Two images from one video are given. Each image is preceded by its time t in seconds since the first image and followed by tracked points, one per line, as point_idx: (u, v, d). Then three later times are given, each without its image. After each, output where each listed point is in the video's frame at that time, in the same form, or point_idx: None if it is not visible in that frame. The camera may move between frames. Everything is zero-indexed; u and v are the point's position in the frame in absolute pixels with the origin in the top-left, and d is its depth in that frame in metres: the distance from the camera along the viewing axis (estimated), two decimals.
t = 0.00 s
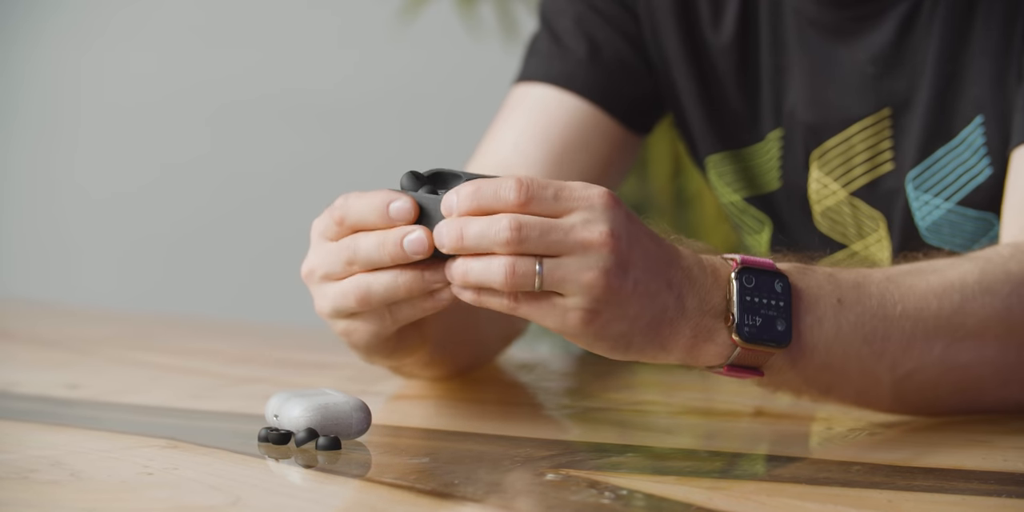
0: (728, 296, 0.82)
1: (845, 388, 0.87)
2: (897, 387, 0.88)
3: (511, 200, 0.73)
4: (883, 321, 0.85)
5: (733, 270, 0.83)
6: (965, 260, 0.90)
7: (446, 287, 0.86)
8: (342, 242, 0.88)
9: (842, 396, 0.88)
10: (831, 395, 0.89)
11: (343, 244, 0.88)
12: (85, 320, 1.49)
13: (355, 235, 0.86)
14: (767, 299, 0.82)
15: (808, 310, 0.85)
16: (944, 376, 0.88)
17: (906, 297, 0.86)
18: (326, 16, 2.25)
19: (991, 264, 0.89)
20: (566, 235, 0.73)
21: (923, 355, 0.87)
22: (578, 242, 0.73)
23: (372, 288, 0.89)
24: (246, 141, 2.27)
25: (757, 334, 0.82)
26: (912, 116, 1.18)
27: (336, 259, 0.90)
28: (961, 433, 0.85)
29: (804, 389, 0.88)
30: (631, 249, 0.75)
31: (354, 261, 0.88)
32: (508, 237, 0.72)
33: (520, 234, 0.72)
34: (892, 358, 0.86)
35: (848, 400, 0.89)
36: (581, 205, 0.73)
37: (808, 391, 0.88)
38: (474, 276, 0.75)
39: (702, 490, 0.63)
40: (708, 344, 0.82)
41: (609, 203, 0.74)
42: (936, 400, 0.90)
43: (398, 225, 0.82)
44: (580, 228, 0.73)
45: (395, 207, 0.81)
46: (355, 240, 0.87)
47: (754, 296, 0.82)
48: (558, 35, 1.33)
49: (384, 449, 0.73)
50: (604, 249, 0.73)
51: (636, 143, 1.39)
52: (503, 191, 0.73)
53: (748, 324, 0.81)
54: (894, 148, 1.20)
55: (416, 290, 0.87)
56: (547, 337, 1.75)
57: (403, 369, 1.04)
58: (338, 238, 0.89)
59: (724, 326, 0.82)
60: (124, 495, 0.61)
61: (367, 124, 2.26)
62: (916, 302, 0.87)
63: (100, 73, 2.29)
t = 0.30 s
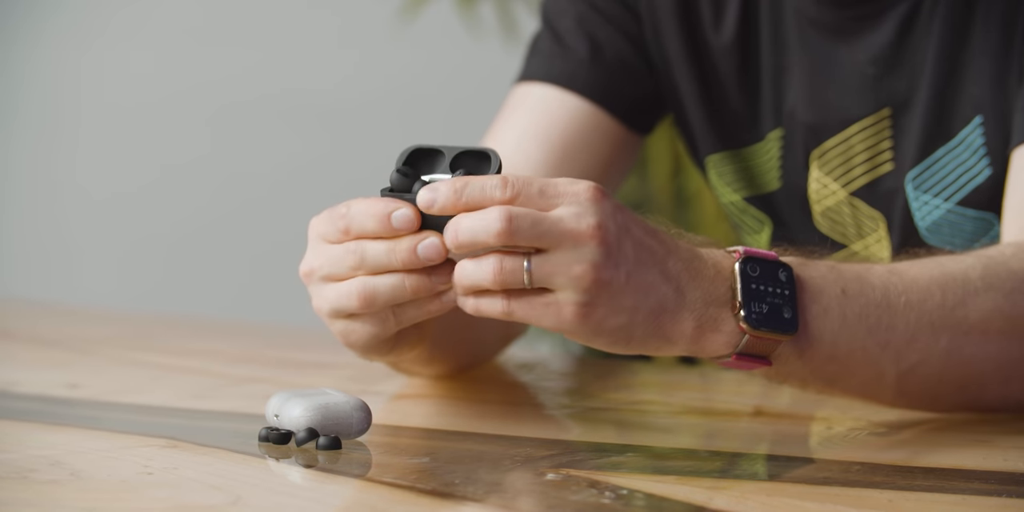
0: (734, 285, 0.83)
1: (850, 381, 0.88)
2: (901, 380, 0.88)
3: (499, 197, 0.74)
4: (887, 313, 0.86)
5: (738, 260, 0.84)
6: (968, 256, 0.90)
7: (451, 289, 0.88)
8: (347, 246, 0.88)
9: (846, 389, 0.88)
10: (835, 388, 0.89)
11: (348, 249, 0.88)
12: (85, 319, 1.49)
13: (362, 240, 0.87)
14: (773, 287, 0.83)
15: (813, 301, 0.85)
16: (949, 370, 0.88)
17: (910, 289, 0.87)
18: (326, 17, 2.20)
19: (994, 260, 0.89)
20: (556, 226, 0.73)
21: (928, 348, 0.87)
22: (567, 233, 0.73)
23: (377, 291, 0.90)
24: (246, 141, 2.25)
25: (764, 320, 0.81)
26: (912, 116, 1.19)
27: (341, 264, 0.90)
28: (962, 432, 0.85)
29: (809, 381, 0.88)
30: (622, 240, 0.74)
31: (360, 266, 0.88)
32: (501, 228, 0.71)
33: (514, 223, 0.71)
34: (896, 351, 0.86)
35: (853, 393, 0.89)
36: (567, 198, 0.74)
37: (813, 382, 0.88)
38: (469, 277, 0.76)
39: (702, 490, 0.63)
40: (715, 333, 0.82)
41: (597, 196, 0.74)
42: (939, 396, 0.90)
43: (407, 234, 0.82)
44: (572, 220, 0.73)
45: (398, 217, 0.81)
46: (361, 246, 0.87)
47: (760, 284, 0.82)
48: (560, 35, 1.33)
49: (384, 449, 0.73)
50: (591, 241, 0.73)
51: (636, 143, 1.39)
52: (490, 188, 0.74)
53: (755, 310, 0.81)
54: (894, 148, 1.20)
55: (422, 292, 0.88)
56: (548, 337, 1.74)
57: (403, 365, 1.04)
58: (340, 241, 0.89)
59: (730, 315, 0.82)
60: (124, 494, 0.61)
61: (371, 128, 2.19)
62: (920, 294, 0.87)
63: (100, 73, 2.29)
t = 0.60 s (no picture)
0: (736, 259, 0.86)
1: (860, 366, 0.87)
2: (907, 366, 0.88)
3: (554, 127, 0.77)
4: (885, 295, 0.87)
5: (725, 248, 0.86)
6: (959, 258, 0.92)
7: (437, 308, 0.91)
8: (343, 248, 0.91)
9: (856, 376, 0.88)
10: (846, 378, 0.88)
11: (344, 251, 0.90)
12: (85, 319, 1.49)
13: (358, 245, 0.89)
14: (766, 257, 0.85)
15: (812, 281, 0.87)
16: (954, 362, 0.88)
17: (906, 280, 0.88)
18: (326, 16, 2.20)
19: (987, 255, 0.91)
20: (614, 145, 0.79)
21: (932, 333, 0.87)
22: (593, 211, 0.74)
23: (364, 298, 0.92)
24: (246, 141, 2.24)
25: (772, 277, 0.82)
26: (912, 117, 1.18)
27: (337, 261, 0.92)
28: (962, 432, 0.85)
29: (822, 369, 0.87)
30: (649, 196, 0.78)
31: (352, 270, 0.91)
32: (575, 143, 0.74)
33: (585, 143, 0.74)
34: (902, 333, 0.86)
35: (862, 386, 0.88)
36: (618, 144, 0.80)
37: (825, 371, 0.87)
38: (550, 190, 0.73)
39: (702, 490, 0.63)
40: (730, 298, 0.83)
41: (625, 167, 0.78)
42: (942, 391, 0.90)
43: (398, 247, 0.84)
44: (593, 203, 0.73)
45: (395, 231, 0.83)
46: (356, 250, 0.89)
47: (753, 254, 0.85)
48: (562, 33, 1.33)
49: (384, 449, 0.73)
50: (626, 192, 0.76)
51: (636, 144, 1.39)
52: (546, 123, 0.77)
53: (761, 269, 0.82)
54: (893, 150, 1.20)
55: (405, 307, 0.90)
56: (548, 336, 1.75)
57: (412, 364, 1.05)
58: (340, 242, 0.91)
59: (737, 281, 0.84)
60: (124, 494, 0.61)
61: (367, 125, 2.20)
62: (915, 285, 0.88)
63: (99, 74, 2.29)
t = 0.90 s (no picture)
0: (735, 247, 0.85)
1: (859, 361, 0.88)
2: (910, 359, 0.88)
3: (520, 153, 0.73)
4: (890, 289, 0.86)
5: (732, 234, 0.85)
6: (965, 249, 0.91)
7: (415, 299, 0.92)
8: (327, 236, 0.93)
9: (854, 367, 0.88)
10: (845, 370, 0.89)
11: (329, 238, 0.92)
12: (85, 319, 1.49)
13: (343, 232, 0.91)
14: (773, 246, 0.84)
15: (818, 271, 0.86)
16: (956, 356, 0.88)
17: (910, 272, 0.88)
18: (326, 16, 2.20)
19: (992, 250, 0.90)
20: (584, 148, 0.74)
21: (934, 328, 0.87)
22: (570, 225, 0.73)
23: (344, 285, 0.93)
24: (246, 141, 2.24)
25: (776, 269, 0.82)
26: (914, 118, 1.18)
27: (322, 248, 0.93)
28: (962, 431, 0.85)
29: (822, 359, 0.88)
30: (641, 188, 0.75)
31: (335, 259, 0.92)
32: (535, 187, 0.72)
33: (546, 181, 0.72)
34: (904, 328, 0.86)
35: (863, 376, 0.89)
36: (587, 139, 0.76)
37: (824, 362, 0.88)
38: (512, 236, 0.73)
39: (702, 489, 0.63)
40: (729, 288, 0.82)
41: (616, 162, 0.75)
42: (943, 383, 0.90)
43: (376, 237, 0.87)
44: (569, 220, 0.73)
45: (377, 221, 0.85)
46: (339, 238, 0.91)
47: (760, 243, 0.84)
48: (563, 34, 1.33)
49: (384, 449, 0.73)
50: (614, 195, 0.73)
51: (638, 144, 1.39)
52: (514, 147, 0.73)
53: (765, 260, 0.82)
54: (895, 151, 1.20)
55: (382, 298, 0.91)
56: (548, 336, 1.75)
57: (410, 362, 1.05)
58: (326, 229, 0.93)
59: (741, 269, 0.83)
60: (124, 494, 0.61)
61: (368, 125, 2.20)
62: (922, 278, 0.88)
63: (99, 73, 2.29)
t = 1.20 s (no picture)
0: (755, 257, 0.80)
1: (860, 364, 0.88)
2: (911, 363, 0.88)
3: (533, 216, 0.69)
4: (898, 295, 0.85)
5: (756, 232, 0.82)
6: (978, 247, 0.89)
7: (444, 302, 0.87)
8: (364, 230, 0.90)
9: (855, 370, 0.89)
10: (844, 371, 0.89)
11: (365, 232, 0.90)
12: (84, 318, 1.49)
13: (379, 228, 0.89)
14: (791, 262, 0.81)
15: (830, 278, 0.85)
16: (957, 359, 0.89)
17: (922, 275, 0.86)
18: (326, 16, 2.20)
19: (1004, 253, 0.88)
20: (583, 166, 0.72)
21: (938, 334, 0.87)
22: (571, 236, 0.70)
23: (375, 282, 0.91)
24: (245, 140, 2.24)
25: (783, 293, 0.80)
26: (913, 117, 1.18)
27: (354, 241, 0.92)
28: (960, 430, 0.85)
29: (820, 361, 0.88)
30: (656, 214, 0.71)
31: (370, 254, 0.90)
32: (558, 251, 0.69)
33: (569, 245, 0.69)
34: (908, 335, 0.86)
35: (862, 377, 0.90)
36: (593, 179, 0.71)
37: (823, 364, 0.89)
38: (541, 289, 0.71)
39: (703, 488, 0.64)
40: (736, 303, 0.80)
41: (625, 172, 0.72)
42: (944, 385, 0.91)
43: (418, 235, 0.83)
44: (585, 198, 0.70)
45: (418, 218, 0.82)
46: (377, 233, 0.89)
47: (780, 257, 0.81)
48: (562, 32, 1.33)
49: (384, 448, 0.73)
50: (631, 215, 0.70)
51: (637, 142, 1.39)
52: (527, 208, 0.70)
53: (776, 283, 0.79)
54: (892, 151, 1.20)
55: (411, 297, 0.88)
56: (548, 335, 1.73)
57: (412, 360, 1.06)
58: (363, 223, 0.91)
59: (750, 285, 0.80)
60: (125, 493, 0.61)
61: (367, 125, 2.20)
62: (932, 279, 0.87)
63: (99, 72, 2.29)
